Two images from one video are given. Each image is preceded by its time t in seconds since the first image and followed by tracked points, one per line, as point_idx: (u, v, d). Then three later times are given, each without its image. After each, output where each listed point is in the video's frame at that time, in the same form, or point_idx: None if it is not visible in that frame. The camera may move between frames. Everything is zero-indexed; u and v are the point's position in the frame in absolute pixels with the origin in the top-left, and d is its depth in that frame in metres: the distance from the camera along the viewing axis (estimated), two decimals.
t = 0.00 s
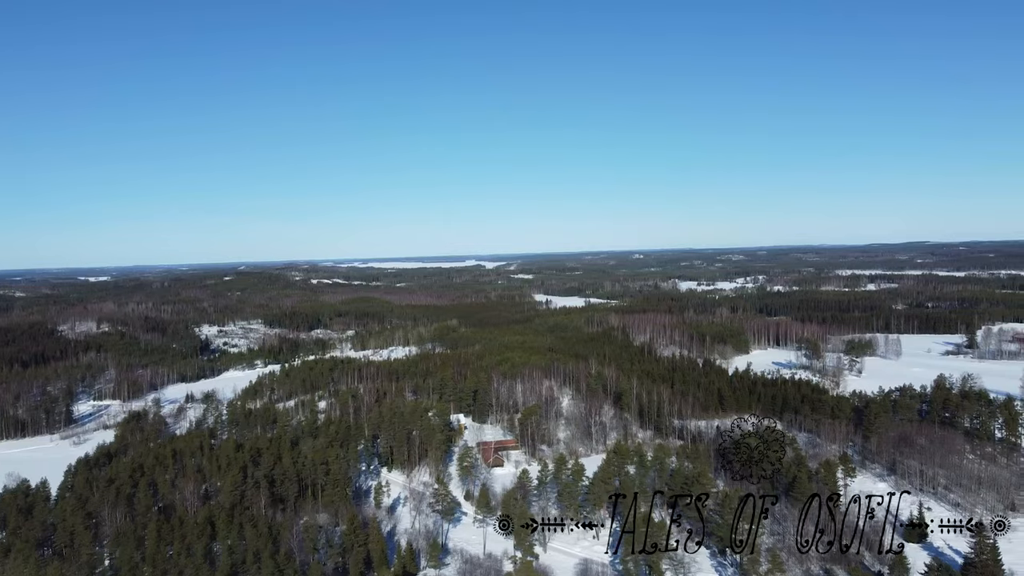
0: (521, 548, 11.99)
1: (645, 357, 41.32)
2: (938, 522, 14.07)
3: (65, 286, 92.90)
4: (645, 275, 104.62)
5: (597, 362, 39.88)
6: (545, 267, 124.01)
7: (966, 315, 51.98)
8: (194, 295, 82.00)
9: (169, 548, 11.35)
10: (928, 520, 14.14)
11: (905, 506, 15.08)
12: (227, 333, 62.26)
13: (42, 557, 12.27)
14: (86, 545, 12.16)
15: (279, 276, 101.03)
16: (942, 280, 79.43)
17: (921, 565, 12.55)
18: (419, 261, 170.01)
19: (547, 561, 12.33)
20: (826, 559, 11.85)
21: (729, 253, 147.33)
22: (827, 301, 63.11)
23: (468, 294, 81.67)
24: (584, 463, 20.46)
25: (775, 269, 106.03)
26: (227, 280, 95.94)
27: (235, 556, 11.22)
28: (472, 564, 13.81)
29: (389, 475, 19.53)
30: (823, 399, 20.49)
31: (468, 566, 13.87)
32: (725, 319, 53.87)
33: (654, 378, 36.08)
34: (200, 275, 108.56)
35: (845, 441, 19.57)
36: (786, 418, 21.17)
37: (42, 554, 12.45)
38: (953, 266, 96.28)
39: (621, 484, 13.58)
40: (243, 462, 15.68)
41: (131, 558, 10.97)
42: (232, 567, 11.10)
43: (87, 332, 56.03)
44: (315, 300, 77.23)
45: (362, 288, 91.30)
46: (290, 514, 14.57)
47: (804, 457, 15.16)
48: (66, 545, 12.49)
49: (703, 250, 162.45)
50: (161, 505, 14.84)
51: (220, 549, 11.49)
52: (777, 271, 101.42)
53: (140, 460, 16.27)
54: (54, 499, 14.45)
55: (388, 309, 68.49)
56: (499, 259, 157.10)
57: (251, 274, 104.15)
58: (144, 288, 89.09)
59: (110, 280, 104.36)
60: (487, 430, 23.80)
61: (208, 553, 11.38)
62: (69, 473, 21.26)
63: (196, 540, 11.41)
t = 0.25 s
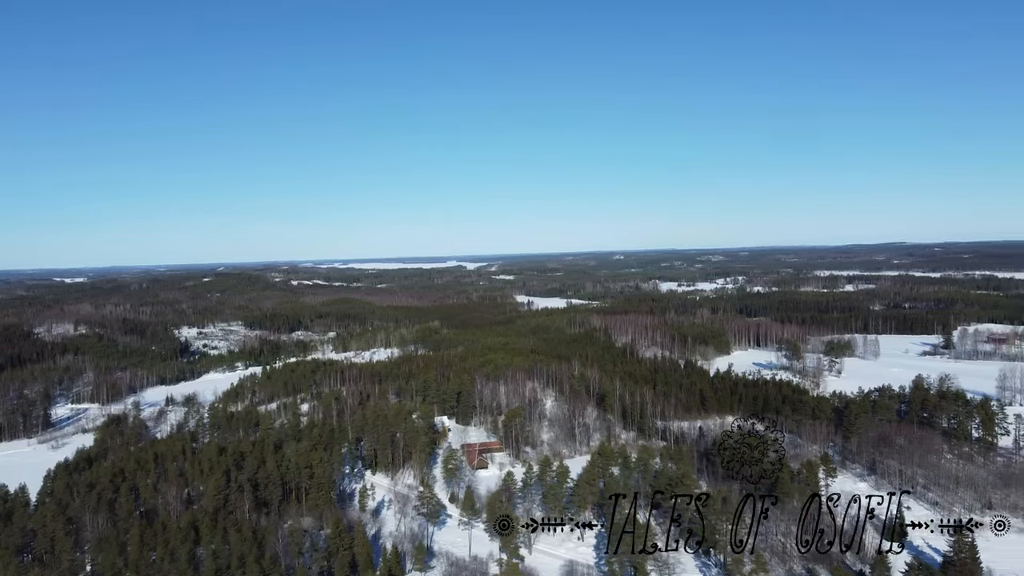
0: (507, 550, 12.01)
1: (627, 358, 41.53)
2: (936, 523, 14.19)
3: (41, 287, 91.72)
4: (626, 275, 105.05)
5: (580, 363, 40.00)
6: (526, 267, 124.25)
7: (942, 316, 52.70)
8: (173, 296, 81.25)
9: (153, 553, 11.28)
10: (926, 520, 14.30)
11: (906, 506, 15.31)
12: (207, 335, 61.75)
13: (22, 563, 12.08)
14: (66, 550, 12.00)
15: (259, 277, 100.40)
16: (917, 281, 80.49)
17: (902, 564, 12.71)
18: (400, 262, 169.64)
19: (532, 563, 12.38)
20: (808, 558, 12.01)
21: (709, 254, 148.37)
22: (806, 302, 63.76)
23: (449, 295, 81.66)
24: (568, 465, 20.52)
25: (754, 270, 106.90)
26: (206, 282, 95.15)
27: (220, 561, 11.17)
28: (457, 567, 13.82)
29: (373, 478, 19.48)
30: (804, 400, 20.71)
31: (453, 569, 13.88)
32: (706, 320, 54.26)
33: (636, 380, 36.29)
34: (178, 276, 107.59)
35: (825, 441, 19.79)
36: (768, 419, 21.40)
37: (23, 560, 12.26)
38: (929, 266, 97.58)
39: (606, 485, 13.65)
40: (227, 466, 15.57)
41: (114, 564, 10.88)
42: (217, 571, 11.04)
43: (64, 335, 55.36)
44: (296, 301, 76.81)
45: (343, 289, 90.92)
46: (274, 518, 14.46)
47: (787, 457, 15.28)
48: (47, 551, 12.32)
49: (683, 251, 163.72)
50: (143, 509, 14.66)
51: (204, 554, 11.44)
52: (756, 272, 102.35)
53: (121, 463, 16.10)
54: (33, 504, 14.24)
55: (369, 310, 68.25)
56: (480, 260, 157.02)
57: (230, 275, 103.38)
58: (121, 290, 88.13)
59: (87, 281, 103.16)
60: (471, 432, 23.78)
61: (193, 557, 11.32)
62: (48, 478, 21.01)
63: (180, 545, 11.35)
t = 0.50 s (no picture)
0: (495, 553, 12.03)
1: (612, 359, 41.71)
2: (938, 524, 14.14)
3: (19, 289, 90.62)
4: (610, 276, 105.35)
5: (565, 364, 40.11)
6: (509, 268, 124.25)
7: (922, 316, 53.31)
8: (154, 298, 80.58)
9: (138, 559, 11.21)
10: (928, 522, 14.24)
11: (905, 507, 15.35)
12: (189, 337, 61.30)
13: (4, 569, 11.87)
14: (49, 556, 11.88)
15: (241, 278, 99.76)
16: (897, 281, 81.36)
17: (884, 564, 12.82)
18: (383, 262, 169.25)
19: (520, 565, 12.40)
20: (794, 558, 12.18)
21: (692, 255, 149.31)
22: (788, 302, 64.30)
23: (434, 296, 81.57)
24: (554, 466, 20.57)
25: (736, 270, 107.63)
26: (187, 283, 94.43)
27: (206, 564, 11.10)
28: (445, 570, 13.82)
29: (360, 480, 19.42)
30: (787, 401, 20.91)
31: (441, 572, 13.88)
32: (689, 321, 54.57)
33: (621, 381, 36.45)
34: (159, 277, 106.74)
35: (809, 441, 20.00)
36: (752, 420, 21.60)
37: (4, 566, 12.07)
38: (908, 267, 98.73)
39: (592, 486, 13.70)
40: (212, 469, 15.44)
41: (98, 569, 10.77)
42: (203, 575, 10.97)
43: (44, 337, 54.74)
44: (279, 302, 76.46)
45: (326, 290, 90.56)
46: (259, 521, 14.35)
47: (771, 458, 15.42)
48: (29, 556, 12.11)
49: (665, 252, 164.70)
50: (127, 513, 14.49)
51: (190, 558, 11.37)
52: (738, 272, 103.10)
53: (103, 467, 15.92)
54: (15, 509, 14.06)
55: (353, 312, 68.03)
56: (463, 261, 156.89)
57: (211, 276, 102.68)
58: (101, 291, 87.27)
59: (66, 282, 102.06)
60: (456, 434, 23.77)
61: (178, 562, 11.25)
62: (29, 482, 20.78)
63: (166, 550, 11.27)
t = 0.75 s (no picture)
0: (481, 555, 11.98)
1: (595, 360, 41.83)
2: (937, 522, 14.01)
3: None
4: (591, 277, 105.62)
5: (549, 365, 40.18)
6: (490, 269, 124.12)
7: (899, 316, 53.99)
8: (132, 299, 79.75)
9: (121, 565, 11.10)
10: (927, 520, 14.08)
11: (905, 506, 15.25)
12: (168, 339, 60.69)
13: None
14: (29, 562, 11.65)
15: (220, 279, 98.96)
16: (874, 281, 82.32)
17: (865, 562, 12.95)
18: (363, 262, 168.67)
19: (505, 567, 12.39)
20: (777, 557, 12.40)
21: (672, 255, 150.20)
22: (768, 303, 64.84)
23: (415, 297, 81.42)
24: (538, 467, 20.60)
25: (717, 271, 108.39)
26: (165, 284, 93.53)
27: (191, 569, 11.00)
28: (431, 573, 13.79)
29: (344, 483, 19.30)
30: (769, 402, 21.08)
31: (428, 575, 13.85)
32: (671, 321, 54.86)
33: (604, 382, 36.58)
34: (137, 278, 105.64)
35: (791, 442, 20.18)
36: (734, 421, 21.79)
37: None
38: (885, 268, 99.93)
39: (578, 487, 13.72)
40: (195, 472, 15.23)
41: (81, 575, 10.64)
42: None
43: (19, 339, 53.98)
44: (259, 304, 75.94)
45: (307, 291, 90.06)
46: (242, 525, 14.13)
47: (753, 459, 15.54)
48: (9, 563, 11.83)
49: (645, 252, 165.68)
50: (109, 518, 14.23)
51: (174, 563, 11.27)
52: (718, 273, 103.82)
53: (83, 473, 15.68)
54: None
55: (335, 313, 67.73)
56: (444, 261, 156.66)
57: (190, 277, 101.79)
58: (78, 292, 86.20)
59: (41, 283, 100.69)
60: (440, 436, 23.74)
61: (162, 567, 11.16)
62: (8, 488, 20.48)
63: (149, 556, 11.16)
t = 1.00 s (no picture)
0: (469, 557, 11.95)
1: (581, 361, 41.93)
2: (937, 522, 14.19)
3: None
4: (575, 277, 105.82)
5: (534, 367, 40.25)
6: (474, 269, 123.99)
7: (880, 316, 54.56)
8: (113, 300, 78.99)
9: (106, 571, 10.95)
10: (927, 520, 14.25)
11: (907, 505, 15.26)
12: (150, 340, 60.20)
13: None
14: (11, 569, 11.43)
15: (202, 280, 98.23)
16: (855, 282, 83.07)
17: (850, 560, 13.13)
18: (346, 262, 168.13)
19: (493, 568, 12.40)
20: (763, 557, 12.52)
21: (654, 255, 150.94)
22: (750, 303, 65.31)
23: (399, 298, 81.30)
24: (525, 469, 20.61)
25: (699, 271, 109.00)
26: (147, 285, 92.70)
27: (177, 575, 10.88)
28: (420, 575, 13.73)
29: (330, 486, 19.14)
30: (753, 402, 21.26)
31: None
32: (655, 322, 55.10)
33: (590, 382, 36.70)
34: (117, 278, 104.60)
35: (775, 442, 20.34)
36: (719, 421, 21.93)
37: None
38: (865, 269, 100.96)
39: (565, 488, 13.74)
40: (180, 476, 15.00)
41: None
42: None
43: None
44: (242, 305, 75.47)
45: (290, 292, 89.60)
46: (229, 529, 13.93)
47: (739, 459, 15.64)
48: None
49: (628, 253, 166.44)
50: (93, 523, 13.99)
51: (160, 568, 11.15)
52: (701, 273, 104.39)
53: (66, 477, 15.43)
54: None
55: (318, 314, 67.44)
56: (428, 262, 156.37)
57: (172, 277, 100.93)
58: (57, 293, 85.26)
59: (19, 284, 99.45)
60: (426, 437, 23.71)
61: (147, 572, 11.04)
62: None
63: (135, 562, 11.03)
